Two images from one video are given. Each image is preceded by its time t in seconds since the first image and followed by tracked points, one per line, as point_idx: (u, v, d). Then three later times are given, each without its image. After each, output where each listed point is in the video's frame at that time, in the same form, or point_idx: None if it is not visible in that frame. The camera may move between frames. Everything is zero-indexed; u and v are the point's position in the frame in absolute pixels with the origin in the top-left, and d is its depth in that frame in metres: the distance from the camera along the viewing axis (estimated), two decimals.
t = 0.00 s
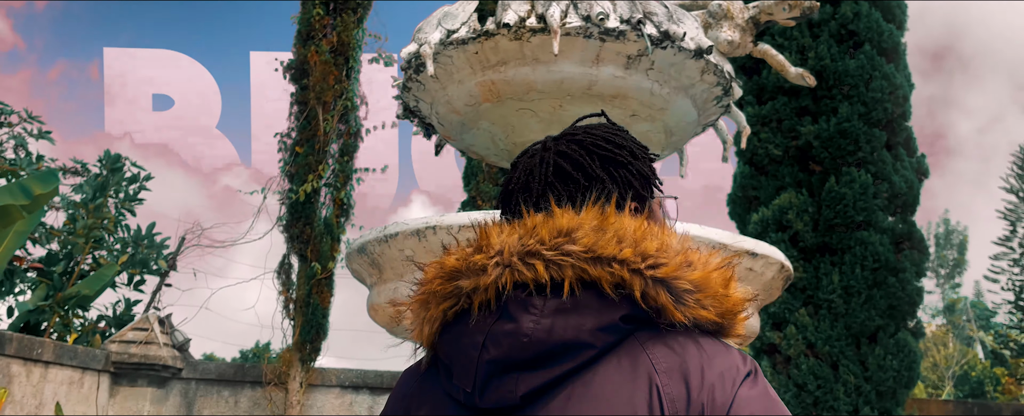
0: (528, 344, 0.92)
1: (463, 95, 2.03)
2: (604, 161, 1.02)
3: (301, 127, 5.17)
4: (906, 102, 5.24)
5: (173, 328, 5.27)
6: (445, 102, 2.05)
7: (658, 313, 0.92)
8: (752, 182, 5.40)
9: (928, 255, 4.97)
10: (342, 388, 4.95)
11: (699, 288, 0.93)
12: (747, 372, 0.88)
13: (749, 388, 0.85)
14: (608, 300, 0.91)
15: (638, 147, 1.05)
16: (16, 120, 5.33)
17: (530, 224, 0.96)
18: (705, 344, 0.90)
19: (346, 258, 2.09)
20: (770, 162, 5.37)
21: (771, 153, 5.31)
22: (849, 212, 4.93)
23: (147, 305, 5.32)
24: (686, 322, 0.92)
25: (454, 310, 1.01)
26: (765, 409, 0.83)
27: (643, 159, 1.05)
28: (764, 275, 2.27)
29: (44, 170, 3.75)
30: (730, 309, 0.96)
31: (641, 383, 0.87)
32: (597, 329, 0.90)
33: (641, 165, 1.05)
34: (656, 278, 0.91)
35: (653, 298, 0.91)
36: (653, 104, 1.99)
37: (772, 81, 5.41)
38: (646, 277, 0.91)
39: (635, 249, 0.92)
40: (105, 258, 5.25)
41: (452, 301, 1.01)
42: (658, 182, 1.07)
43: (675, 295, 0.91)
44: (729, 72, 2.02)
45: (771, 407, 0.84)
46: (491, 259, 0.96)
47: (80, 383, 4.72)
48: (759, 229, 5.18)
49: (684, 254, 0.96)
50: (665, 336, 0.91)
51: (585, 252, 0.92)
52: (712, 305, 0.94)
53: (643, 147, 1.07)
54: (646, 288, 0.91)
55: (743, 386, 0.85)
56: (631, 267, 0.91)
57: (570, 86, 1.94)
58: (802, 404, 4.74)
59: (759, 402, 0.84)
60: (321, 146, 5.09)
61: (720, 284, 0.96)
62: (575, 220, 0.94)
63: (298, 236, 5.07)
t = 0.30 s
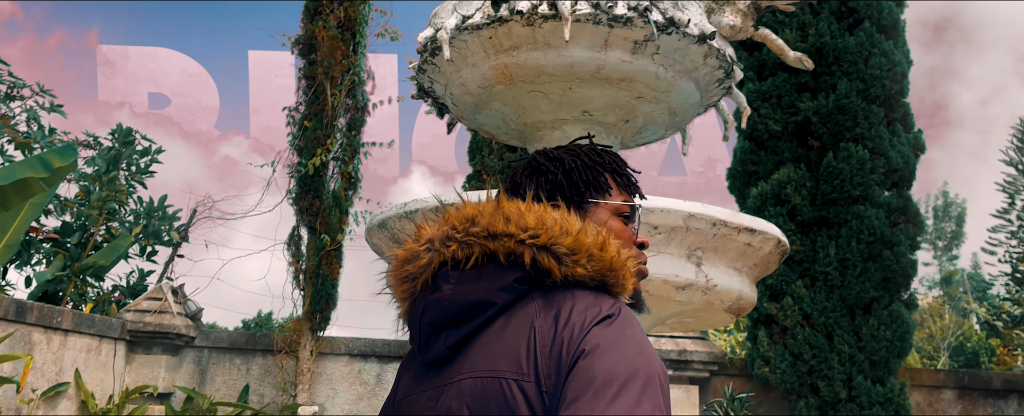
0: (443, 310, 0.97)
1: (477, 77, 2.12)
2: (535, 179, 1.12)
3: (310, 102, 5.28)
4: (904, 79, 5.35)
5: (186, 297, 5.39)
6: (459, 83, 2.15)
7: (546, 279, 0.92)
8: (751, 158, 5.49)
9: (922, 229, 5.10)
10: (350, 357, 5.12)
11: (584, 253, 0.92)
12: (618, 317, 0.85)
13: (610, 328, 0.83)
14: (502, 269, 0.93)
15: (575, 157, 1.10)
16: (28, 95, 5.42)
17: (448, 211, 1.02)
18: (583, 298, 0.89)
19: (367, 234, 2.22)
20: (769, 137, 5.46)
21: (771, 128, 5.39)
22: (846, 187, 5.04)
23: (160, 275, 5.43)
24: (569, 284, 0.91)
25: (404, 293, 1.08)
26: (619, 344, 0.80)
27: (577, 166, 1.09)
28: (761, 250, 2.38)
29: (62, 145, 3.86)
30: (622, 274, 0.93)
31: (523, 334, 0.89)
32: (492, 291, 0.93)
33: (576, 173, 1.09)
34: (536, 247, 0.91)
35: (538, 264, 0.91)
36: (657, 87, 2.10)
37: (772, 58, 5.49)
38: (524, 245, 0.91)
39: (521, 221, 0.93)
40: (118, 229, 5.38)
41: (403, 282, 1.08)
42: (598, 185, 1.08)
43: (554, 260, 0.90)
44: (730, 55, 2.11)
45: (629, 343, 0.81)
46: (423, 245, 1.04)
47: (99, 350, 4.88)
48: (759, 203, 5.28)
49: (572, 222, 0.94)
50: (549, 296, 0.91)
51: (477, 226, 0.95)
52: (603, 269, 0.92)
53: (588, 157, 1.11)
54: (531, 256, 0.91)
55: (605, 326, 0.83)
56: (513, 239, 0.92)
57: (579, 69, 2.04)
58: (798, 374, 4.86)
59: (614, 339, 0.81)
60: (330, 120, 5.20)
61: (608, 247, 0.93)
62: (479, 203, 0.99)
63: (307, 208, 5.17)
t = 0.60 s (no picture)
0: (421, 290, 1.16)
1: (488, 66, 2.23)
2: (527, 191, 1.34)
3: (319, 82, 5.38)
4: (904, 61, 5.44)
5: (199, 272, 5.54)
6: (471, 71, 2.26)
7: (493, 262, 1.08)
8: (752, 137, 5.58)
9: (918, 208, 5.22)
10: (359, 330, 5.29)
11: (521, 239, 1.07)
12: (537, 289, 0.98)
13: (524, 296, 0.96)
14: (461, 255, 1.11)
15: (553, 167, 1.31)
16: (42, 72, 5.52)
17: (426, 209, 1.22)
18: (515, 275, 1.03)
19: (384, 215, 2.35)
20: (770, 117, 5.55)
21: (772, 109, 5.48)
22: (844, 167, 5.14)
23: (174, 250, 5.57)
24: (510, 266, 1.06)
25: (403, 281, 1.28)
26: (525, 308, 0.94)
27: (555, 173, 1.30)
28: (757, 231, 2.51)
29: (82, 123, 3.96)
30: (555, 258, 1.06)
31: (467, 306, 1.05)
32: (454, 272, 1.11)
33: (551, 181, 1.29)
34: (482, 234, 1.08)
35: (485, 249, 1.08)
36: (661, 75, 2.20)
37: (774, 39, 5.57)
38: (471, 234, 1.09)
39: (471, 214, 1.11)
40: (132, 205, 5.50)
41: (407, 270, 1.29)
42: (568, 188, 1.27)
43: (495, 245, 1.06)
44: (731, 45, 2.21)
45: (536, 309, 0.94)
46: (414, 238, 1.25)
47: (116, 323, 5.04)
48: (759, 182, 5.38)
49: (517, 213, 1.10)
50: (491, 275, 1.06)
51: (441, 220, 1.13)
52: (540, 254, 1.06)
53: (564, 166, 1.30)
54: (479, 242, 1.08)
55: (520, 295, 0.97)
56: (466, 230, 1.10)
57: (587, 59, 2.14)
58: (795, 348, 4.99)
59: (523, 305, 0.94)
60: (340, 99, 5.32)
61: (543, 234, 1.08)
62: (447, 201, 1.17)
63: (317, 186, 5.29)
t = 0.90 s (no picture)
0: (421, 286, 1.20)
1: (491, 63, 2.25)
2: (525, 189, 1.38)
3: (322, 76, 5.41)
4: (904, 56, 5.47)
5: (202, 266, 5.57)
6: (474, 67, 2.28)
7: (485, 258, 1.11)
8: (753, 132, 5.60)
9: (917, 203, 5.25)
10: (361, 324, 5.33)
11: (511, 234, 1.09)
12: (522, 282, 1.01)
13: (507, 290, 0.99)
14: (455, 251, 1.14)
15: (549, 164, 1.35)
16: (44, 67, 5.53)
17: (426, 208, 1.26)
18: (503, 269, 1.06)
19: (388, 210, 2.37)
20: (771, 112, 5.56)
21: (773, 103, 5.50)
22: (844, 162, 5.16)
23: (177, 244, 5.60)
24: (499, 260, 1.08)
25: (408, 278, 1.32)
26: (508, 302, 0.96)
27: (549, 171, 1.34)
28: (757, 227, 2.53)
29: (86, 117, 4.01)
30: (544, 253, 1.07)
31: (460, 300, 1.09)
32: (449, 268, 1.14)
33: (547, 178, 1.33)
34: (473, 230, 1.11)
35: (477, 245, 1.11)
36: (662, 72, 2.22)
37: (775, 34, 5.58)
38: (462, 230, 1.12)
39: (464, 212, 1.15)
40: (135, 199, 5.53)
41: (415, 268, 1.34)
42: (562, 185, 1.30)
43: (485, 240, 1.09)
44: (732, 42, 2.23)
45: (518, 302, 0.96)
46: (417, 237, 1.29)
47: (120, 316, 5.07)
48: (759, 177, 5.41)
49: (508, 210, 1.13)
50: (482, 270, 1.09)
51: (437, 218, 1.17)
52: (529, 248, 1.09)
53: (560, 163, 1.34)
54: (471, 238, 1.12)
55: (504, 288, 0.99)
56: (459, 227, 1.13)
57: (589, 56, 2.17)
58: (795, 342, 5.01)
59: (505, 298, 0.97)
60: (342, 93, 5.35)
61: (532, 229, 1.10)
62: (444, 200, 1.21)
63: (319, 180, 5.32)
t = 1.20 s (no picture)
0: (421, 280, 1.23)
1: (495, 60, 2.28)
2: (523, 183, 1.41)
3: (325, 71, 5.44)
4: (904, 51, 5.48)
5: (206, 259, 5.60)
6: (478, 64, 2.31)
7: (476, 253, 1.13)
8: (754, 127, 5.63)
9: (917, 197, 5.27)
10: (364, 318, 5.37)
11: (501, 229, 1.12)
12: (507, 276, 1.03)
13: (492, 283, 1.01)
14: (449, 246, 1.17)
15: (545, 159, 1.37)
16: (48, 61, 5.56)
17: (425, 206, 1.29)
18: (492, 264, 1.08)
19: (393, 205, 2.40)
20: (771, 107, 5.59)
21: (773, 98, 5.52)
22: (844, 156, 5.18)
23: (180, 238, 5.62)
24: (489, 255, 1.11)
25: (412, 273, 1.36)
26: (491, 295, 0.98)
27: (545, 166, 1.36)
28: (756, 222, 2.56)
29: (90, 111, 4.04)
30: (533, 247, 1.09)
31: (452, 295, 1.12)
32: (444, 263, 1.17)
33: (543, 172, 1.36)
34: (466, 226, 1.14)
35: (470, 240, 1.13)
36: (663, 69, 2.25)
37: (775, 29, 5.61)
38: (456, 227, 1.15)
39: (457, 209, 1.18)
40: (138, 193, 5.56)
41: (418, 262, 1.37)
42: (559, 181, 1.33)
43: (477, 235, 1.12)
44: (732, 40, 2.25)
45: (501, 295, 0.98)
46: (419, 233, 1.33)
47: (124, 309, 5.10)
48: (759, 171, 5.44)
49: (499, 206, 1.15)
50: (473, 264, 1.12)
51: (432, 214, 1.20)
52: (519, 242, 1.11)
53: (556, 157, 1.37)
54: (464, 234, 1.14)
55: (490, 281, 1.02)
56: (452, 223, 1.16)
57: (591, 53, 2.19)
58: (794, 336, 5.05)
59: (490, 291, 0.99)
60: (344, 88, 5.37)
61: (521, 224, 1.12)
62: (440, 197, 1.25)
63: (322, 175, 5.35)
